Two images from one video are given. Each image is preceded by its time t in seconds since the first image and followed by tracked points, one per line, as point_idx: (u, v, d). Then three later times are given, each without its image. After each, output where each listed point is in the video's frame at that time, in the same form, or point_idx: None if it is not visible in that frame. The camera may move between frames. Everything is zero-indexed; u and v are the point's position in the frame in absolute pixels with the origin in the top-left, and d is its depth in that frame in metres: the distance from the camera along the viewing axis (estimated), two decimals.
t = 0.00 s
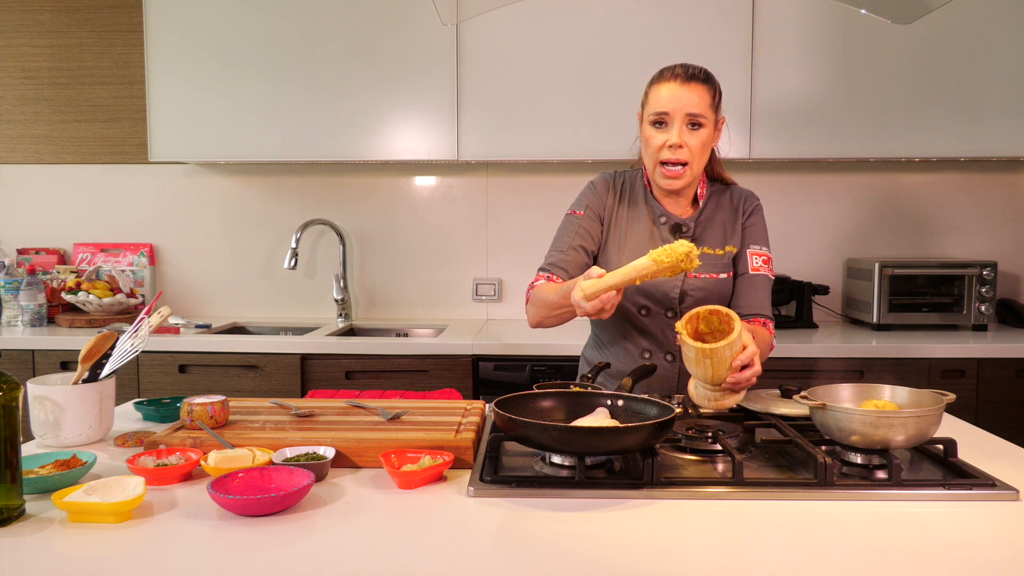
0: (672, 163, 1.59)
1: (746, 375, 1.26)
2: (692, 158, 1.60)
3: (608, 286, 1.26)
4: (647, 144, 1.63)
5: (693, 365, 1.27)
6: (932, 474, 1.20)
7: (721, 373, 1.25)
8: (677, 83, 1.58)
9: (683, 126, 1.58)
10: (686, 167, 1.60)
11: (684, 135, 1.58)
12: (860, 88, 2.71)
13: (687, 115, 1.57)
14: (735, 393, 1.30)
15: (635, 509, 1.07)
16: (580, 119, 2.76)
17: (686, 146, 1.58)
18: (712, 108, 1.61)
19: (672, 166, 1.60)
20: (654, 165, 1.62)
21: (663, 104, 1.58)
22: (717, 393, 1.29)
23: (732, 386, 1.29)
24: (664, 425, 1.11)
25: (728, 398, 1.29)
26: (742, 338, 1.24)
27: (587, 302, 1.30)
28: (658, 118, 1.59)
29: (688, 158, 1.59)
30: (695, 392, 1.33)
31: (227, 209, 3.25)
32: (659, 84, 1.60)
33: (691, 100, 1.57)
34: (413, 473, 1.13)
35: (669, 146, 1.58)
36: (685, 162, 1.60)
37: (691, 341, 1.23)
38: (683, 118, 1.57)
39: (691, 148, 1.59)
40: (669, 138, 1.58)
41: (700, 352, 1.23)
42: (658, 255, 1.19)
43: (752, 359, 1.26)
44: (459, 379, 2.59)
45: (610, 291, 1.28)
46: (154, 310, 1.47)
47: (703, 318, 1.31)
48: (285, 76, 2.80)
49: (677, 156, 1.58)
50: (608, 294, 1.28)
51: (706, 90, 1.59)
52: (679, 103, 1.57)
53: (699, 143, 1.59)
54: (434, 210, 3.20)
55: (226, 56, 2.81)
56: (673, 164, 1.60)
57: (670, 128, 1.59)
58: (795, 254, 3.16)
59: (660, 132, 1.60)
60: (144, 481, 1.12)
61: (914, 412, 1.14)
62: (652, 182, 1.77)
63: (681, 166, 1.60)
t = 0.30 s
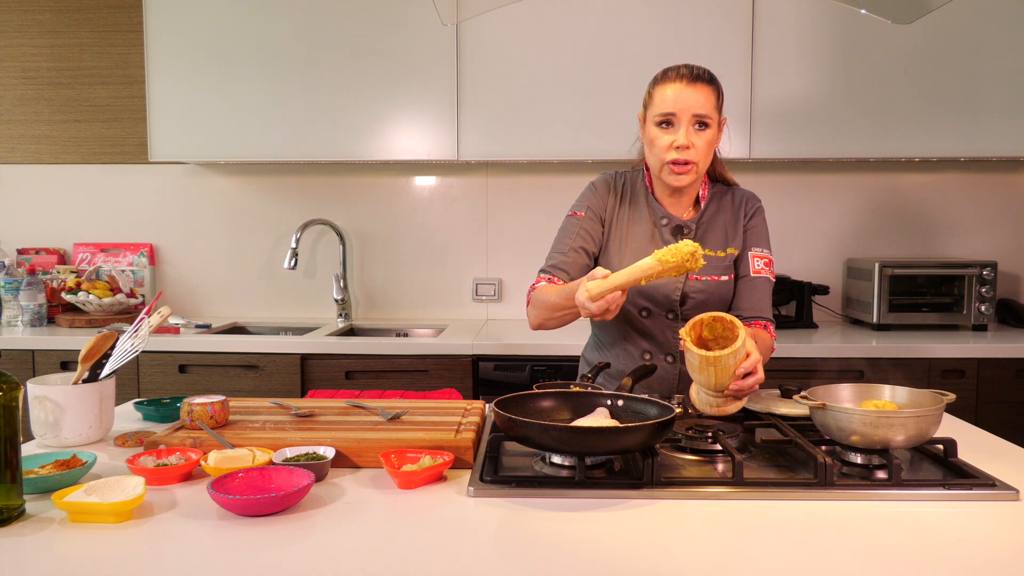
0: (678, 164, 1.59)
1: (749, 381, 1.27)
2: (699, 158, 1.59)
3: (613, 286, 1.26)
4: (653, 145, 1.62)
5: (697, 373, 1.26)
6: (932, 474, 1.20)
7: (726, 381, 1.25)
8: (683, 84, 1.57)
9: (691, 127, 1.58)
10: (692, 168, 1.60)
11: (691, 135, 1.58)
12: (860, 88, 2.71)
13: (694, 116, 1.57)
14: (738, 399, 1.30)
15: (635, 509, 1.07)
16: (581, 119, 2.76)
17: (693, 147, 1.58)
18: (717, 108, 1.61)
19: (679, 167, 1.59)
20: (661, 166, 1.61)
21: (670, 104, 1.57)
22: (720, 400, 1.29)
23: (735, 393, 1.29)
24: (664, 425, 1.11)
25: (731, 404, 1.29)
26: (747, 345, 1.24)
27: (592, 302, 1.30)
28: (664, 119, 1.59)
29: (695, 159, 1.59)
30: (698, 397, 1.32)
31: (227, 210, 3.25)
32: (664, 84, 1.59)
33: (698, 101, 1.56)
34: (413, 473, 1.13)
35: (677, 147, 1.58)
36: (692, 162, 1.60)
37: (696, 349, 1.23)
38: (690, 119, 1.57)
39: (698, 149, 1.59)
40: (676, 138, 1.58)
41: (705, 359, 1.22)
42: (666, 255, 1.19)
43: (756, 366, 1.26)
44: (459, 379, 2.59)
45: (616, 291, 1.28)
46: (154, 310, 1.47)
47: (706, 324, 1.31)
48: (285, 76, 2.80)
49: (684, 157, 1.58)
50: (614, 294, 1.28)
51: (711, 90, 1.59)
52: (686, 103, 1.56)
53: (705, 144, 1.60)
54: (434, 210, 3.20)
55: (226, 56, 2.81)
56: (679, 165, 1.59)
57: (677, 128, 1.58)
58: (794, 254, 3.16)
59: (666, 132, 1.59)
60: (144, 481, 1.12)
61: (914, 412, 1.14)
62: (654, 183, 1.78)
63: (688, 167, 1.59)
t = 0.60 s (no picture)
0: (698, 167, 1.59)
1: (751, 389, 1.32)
2: (715, 161, 1.61)
3: (620, 283, 1.26)
4: (670, 149, 1.61)
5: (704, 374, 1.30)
6: (932, 474, 1.19)
7: (732, 386, 1.30)
8: (697, 87, 1.58)
9: (708, 130, 1.58)
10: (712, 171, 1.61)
11: (708, 138, 1.58)
12: (860, 88, 2.71)
13: (711, 120, 1.58)
14: (737, 403, 1.35)
15: (635, 510, 1.07)
16: (581, 119, 2.76)
17: (712, 150, 1.59)
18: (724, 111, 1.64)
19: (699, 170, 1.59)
20: (679, 170, 1.61)
21: (687, 108, 1.57)
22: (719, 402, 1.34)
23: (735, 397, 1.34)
24: (664, 425, 1.11)
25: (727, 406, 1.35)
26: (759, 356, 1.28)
27: (599, 299, 1.30)
28: (681, 122, 1.58)
29: (713, 162, 1.60)
30: (697, 394, 1.37)
31: (227, 209, 3.25)
32: (678, 88, 1.59)
33: (714, 104, 1.58)
34: (413, 473, 1.13)
35: (696, 150, 1.58)
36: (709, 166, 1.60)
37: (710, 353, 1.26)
38: (707, 122, 1.58)
39: (716, 152, 1.60)
40: (696, 142, 1.58)
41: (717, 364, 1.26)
42: (670, 251, 1.20)
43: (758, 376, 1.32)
44: (459, 379, 2.59)
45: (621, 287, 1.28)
46: (154, 310, 1.47)
47: (717, 329, 1.35)
48: (285, 76, 2.80)
49: (705, 160, 1.58)
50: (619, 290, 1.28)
51: (720, 93, 1.61)
52: (702, 106, 1.57)
53: (720, 146, 1.61)
54: (434, 210, 3.20)
55: (226, 56, 2.81)
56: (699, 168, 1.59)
57: (694, 132, 1.58)
58: (794, 254, 3.16)
59: (684, 137, 1.59)
60: (144, 481, 1.12)
61: (914, 412, 1.14)
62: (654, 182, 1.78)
63: (708, 170, 1.60)
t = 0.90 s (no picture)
0: (697, 173, 1.60)
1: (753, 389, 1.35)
2: (714, 167, 1.61)
3: (626, 290, 1.26)
4: (670, 154, 1.61)
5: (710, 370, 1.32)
6: (933, 474, 1.19)
7: (735, 385, 1.32)
8: (699, 93, 1.57)
9: (708, 137, 1.58)
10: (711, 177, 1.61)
11: (709, 144, 1.58)
12: (860, 88, 2.71)
13: (712, 126, 1.58)
14: (737, 403, 1.40)
15: (635, 510, 1.07)
16: (581, 119, 2.76)
17: (712, 155, 1.59)
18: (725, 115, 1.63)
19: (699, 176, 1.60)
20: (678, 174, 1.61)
21: (689, 114, 1.57)
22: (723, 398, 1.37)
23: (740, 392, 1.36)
24: (664, 425, 1.11)
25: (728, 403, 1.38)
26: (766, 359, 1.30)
27: (608, 307, 1.29)
28: (683, 127, 1.58)
29: (712, 167, 1.60)
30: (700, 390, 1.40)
31: (226, 209, 3.25)
32: (680, 93, 1.58)
33: (716, 111, 1.57)
34: (413, 473, 1.13)
35: (696, 156, 1.58)
36: (708, 172, 1.61)
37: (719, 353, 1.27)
38: (708, 128, 1.58)
39: (716, 158, 1.60)
40: (696, 148, 1.58)
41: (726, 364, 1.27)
42: (678, 256, 1.19)
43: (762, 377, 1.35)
44: (459, 379, 2.59)
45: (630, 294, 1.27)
46: (154, 310, 1.47)
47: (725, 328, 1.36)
48: (285, 76, 2.80)
49: (704, 166, 1.59)
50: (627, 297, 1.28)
51: (722, 97, 1.61)
52: (704, 113, 1.57)
53: (720, 152, 1.61)
54: (434, 210, 3.20)
55: (226, 56, 2.81)
56: (699, 174, 1.60)
57: (695, 138, 1.58)
58: (794, 254, 3.16)
59: (684, 142, 1.59)
60: (144, 481, 1.12)
61: (914, 412, 1.14)
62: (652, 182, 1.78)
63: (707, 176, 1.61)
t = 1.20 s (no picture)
0: (692, 175, 1.60)
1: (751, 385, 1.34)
2: (710, 170, 1.61)
3: (627, 289, 1.26)
4: (666, 155, 1.61)
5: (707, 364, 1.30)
6: (933, 474, 1.19)
7: (733, 385, 1.32)
8: (697, 95, 1.57)
9: (705, 140, 1.58)
10: (706, 178, 1.61)
11: (705, 146, 1.58)
12: (860, 88, 2.71)
13: (709, 129, 1.57)
14: (735, 403, 1.40)
15: (636, 510, 1.07)
16: (581, 118, 2.76)
17: (708, 157, 1.59)
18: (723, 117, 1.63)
19: (694, 177, 1.60)
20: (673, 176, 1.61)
21: (685, 116, 1.56)
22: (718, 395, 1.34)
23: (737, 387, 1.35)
24: (664, 425, 1.11)
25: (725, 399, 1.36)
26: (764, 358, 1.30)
27: (610, 306, 1.29)
28: (679, 130, 1.58)
29: (708, 169, 1.60)
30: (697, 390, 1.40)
31: (226, 209, 3.25)
32: (677, 95, 1.58)
33: (713, 114, 1.57)
34: (413, 473, 1.13)
35: (691, 159, 1.58)
36: (704, 175, 1.60)
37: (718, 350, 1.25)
38: (705, 131, 1.57)
39: (712, 160, 1.60)
40: (692, 151, 1.58)
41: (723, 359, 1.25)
42: (679, 256, 1.19)
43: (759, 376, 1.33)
44: (459, 379, 2.59)
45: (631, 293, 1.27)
46: (154, 310, 1.47)
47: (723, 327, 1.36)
48: (285, 76, 2.80)
49: (700, 168, 1.59)
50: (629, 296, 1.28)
51: (720, 100, 1.60)
52: (701, 116, 1.56)
53: (717, 153, 1.61)
54: (434, 210, 3.20)
55: (226, 56, 2.81)
56: (694, 175, 1.60)
57: (691, 140, 1.58)
58: (794, 254, 3.16)
59: (681, 143, 1.59)
60: (144, 481, 1.12)
61: (914, 412, 1.14)
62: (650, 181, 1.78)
63: (702, 177, 1.60)
